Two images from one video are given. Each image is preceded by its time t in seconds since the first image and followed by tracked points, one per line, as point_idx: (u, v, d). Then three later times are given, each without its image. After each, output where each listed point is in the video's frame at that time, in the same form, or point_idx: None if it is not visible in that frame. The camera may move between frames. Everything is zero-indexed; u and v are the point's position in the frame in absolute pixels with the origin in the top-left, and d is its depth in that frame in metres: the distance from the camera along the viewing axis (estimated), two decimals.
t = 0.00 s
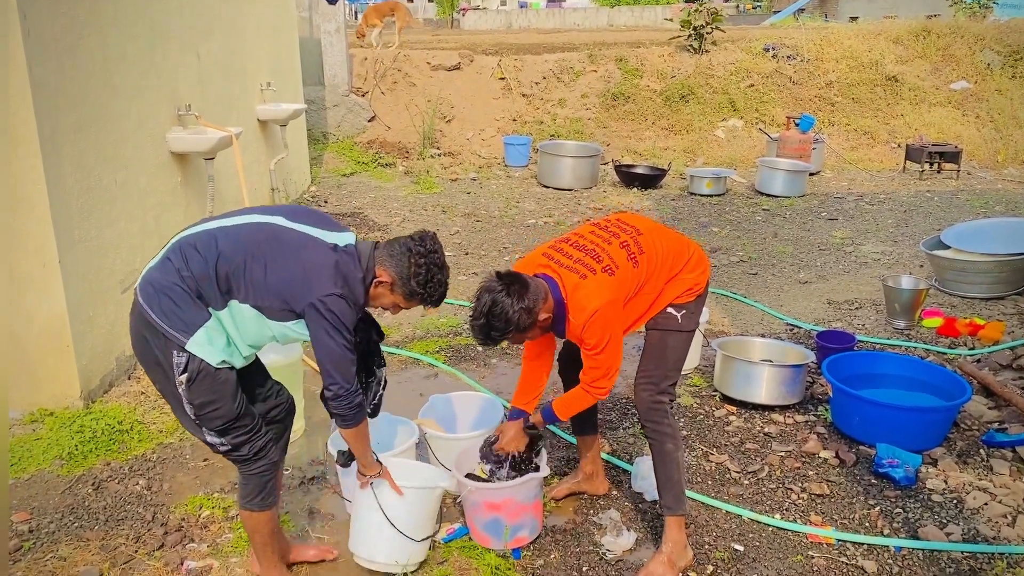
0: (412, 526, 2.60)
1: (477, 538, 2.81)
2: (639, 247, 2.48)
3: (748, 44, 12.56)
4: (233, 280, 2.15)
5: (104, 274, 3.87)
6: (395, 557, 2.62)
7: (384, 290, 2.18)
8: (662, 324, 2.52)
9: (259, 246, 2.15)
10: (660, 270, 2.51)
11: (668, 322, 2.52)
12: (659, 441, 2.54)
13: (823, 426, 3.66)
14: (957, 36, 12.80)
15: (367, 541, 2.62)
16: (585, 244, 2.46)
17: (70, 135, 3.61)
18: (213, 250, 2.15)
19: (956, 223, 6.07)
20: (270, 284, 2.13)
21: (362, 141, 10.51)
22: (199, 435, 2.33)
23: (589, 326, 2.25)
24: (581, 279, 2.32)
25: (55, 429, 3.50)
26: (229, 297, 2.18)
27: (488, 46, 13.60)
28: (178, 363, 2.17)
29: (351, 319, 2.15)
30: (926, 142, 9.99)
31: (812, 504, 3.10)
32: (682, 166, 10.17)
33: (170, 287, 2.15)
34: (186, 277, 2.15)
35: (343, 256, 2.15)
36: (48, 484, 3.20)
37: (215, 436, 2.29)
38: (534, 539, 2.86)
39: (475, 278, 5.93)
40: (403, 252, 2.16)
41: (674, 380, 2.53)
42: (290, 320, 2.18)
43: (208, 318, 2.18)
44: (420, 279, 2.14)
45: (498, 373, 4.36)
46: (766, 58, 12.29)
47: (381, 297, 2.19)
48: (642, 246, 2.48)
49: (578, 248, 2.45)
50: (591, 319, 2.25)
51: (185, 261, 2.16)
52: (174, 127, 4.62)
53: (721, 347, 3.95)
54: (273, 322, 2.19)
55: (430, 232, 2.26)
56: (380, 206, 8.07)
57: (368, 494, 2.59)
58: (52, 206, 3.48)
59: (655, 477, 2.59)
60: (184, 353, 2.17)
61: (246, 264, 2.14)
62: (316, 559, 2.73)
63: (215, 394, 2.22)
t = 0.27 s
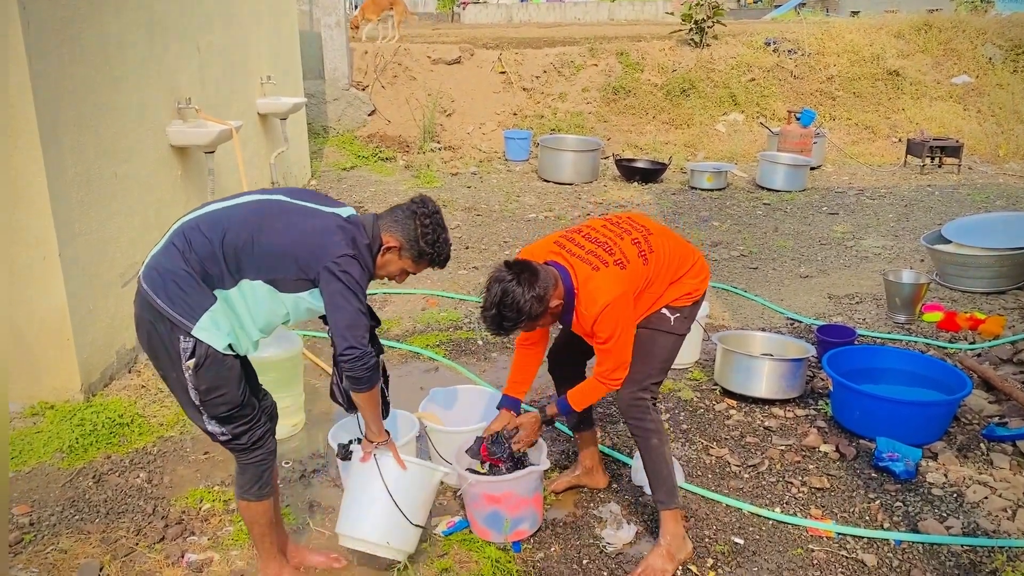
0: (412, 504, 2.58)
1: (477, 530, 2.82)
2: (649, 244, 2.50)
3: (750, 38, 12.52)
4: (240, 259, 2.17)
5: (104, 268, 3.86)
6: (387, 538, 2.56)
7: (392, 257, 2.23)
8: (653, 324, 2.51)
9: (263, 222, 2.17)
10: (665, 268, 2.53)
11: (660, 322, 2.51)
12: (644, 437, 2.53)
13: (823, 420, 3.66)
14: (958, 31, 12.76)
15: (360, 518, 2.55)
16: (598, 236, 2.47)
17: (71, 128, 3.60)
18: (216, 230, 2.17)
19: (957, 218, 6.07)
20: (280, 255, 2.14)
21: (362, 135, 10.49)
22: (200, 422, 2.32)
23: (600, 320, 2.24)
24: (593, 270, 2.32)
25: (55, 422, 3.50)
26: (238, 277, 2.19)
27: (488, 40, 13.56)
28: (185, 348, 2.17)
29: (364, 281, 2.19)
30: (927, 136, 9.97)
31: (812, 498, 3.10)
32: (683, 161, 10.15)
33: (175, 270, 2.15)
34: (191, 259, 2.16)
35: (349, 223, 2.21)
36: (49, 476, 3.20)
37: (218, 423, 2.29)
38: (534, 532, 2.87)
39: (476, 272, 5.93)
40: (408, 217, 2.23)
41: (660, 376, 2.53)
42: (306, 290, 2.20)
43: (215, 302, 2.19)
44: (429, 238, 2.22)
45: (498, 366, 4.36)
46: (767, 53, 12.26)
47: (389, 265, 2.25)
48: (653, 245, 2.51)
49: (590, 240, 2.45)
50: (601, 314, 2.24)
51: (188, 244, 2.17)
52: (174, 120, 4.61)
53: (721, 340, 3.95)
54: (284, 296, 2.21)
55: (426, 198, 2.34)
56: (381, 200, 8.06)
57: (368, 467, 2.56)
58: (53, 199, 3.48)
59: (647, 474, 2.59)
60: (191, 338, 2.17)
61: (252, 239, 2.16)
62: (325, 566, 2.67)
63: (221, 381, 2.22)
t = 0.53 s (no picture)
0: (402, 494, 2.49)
1: (478, 524, 2.82)
2: (667, 257, 2.52)
3: (751, 32, 12.49)
4: (246, 242, 2.17)
5: (105, 261, 3.86)
6: (398, 526, 2.40)
7: (396, 230, 2.30)
8: (655, 325, 2.51)
9: (268, 203, 2.18)
10: (680, 279, 2.56)
11: (661, 325, 2.51)
12: (638, 434, 2.53)
13: (823, 414, 3.66)
14: (960, 25, 12.72)
15: (365, 508, 2.38)
16: (621, 245, 2.47)
17: (71, 121, 3.60)
18: (220, 213, 2.17)
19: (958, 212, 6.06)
20: (286, 233, 2.15)
21: (363, 130, 10.47)
22: (202, 408, 2.31)
23: (624, 335, 2.27)
24: (621, 282, 2.33)
25: (56, 416, 3.51)
26: (246, 260, 2.19)
27: (489, 34, 13.52)
28: (192, 333, 2.17)
29: (371, 252, 2.22)
30: (928, 131, 9.95)
31: (812, 492, 3.11)
32: (684, 155, 10.14)
33: (180, 255, 2.15)
34: (196, 243, 2.15)
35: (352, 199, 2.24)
36: (50, 470, 3.21)
37: (222, 408, 2.28)
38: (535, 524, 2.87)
39: (476, 266, 5.93)
40: (408, 190, 2.30)
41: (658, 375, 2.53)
42: (315, 267, 2.20)
43: (220, 286, 2.18)
44: (430, 208, 2.31)
45: (499, 361, 4.37)
46: (768, 47, 12.22)
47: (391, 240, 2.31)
48: (670, 257, 2.53)
49: (613, 248, 2.46)
50: (629, 327, 2.27)
51: (193, 228, 2.17)
52: (174, 114, 4.60)
53: (722, 335, 3.95)
54: (293, 276, 2.22)
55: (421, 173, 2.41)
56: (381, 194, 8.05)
57: (359, 457, 2.45)
58: (53, 192, 3.47)
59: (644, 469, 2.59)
60: (197, 322, 2.16)
61: (257, 220, 2.16)
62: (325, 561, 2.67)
63: (226, 365, 2.23)
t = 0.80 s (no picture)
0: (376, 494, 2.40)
1: (478, 518, 2.83)
2: (679, 255, 2.53)
3: (752, 27, 12.45)
4: (246, 230, 2.17)
5: (105, 256, 3.86)
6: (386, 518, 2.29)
7: (397, 228, 2.29)
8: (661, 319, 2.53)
9: (269, 193, 2.18)
10: (691, 275, 2.57)
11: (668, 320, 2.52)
12: (643, 426, 2.54)
13: (823, 409, 3.66)
14: (961, 20, 12.69)
15: (348, 504, 2.26)
16: (635, 245, 2.46)
17: (71, 116, 3.59)
18: (221, 202, 2.18)
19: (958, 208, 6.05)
20: (285, 225, 2.16)
21: (363, 124, 10.46)
22: (201, 396, 2.32)
23: (646, 337, 2.29)
24: (642, 285, 2.32)
25: (56, 410, 3.51)
26: (246, 247, 2.19)
27: (489, 29, 13.49)
28: (191, 319, 2.18)
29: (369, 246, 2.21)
30: (929, 126, 9.94)
31: (811, 486, 3.11)
32: (684, 151, 10.13)
33: (180, 242, 2.16)
34: (197, 231, 2.16)
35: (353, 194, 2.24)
36: (51, 464, 3.21)
37: (220, 395, 2.30)
38: (534, 518, 2.88)
39: (477, 261, 5.93)
40: (409, 189, 2.29)
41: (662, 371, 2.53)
42: (314, 258, 2.21)
43: (219, 273, 2.19)
44: (430, 208, 2.30)
45: (499, 355, 4.37)
46: (768, 42, 12.20)
47: (392, 238, 2.31)
48: (681, 255, 2.54)
49: (628, 249, 2.44)
50: (650, 330, 2.29)
51: (194, 216, 2.18)
52: (174, 108, 4.59)
53: (722, 330, 3.95)
54: (292, 262, 2.22)
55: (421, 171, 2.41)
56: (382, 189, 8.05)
57: (332, 461, 2.34)
58: (53, 186, 3.47)
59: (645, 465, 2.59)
60: (196, 309, 2.17)
61: (257, 210, 2.16)
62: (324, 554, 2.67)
63: (225, 352, 2.24)
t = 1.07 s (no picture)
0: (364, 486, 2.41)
1: (478, 513, 2.83)
2: (681, 252, 2.53)
3: (753, 23, 12.42)
4: (241, 225, 2.17)
5: (106, 250, 3.86)
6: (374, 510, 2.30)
7: (395, 225, 2.28)
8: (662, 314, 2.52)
9: (266, 188, 2.18)
10: (691, 270, 2.57)
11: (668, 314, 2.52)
12: (643, 423, 2.54)
13: (823, 405, 3.67)
14: (962, 16, 12.66)
15: (335, 496, 2.27)
16: (637, 241, 2.46)
17: (71, 110, 3.59)
18: (219, 196, 2.18)
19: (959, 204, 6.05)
20: (280, 219, 2.15)
21: (364, 119, 10.44)
22: (188, 389, 2.33)
23: (646, 333, 2.29)
24: (643, 281, 2.32)
25: (57, 405, 3.51)
26: (241, 242, 2.18)
27: (489, 24, 13.46)
28: (183, 312, 2.20)
29: (363, 242, 2.20)
30: (930, 122, 9.92)
31: (811, 482, 3.11)
32: (685, 146, 10.12)
33: (176, 235, 2.17)
34: (193, 224, 2.17)
35: (350, 190, 2.23)
36: (51, 458, 3.22)
37: (208, 388, 2.31)
38: (535, 513, 2.88)
39: (477, 257, 5.92)
40: (408, 186, 2.29)
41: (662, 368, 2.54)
42: (307, 255, 2.20)
43: (213, 267, 2.19)
44: (429, 207, 2.30)
45: (499, 351, 4.37)
46: (769, 38, 12.17)
47: (389, 234, 2.30)
48: (682, 249, 2.54)
49: (630, 245, 2.44)
50: (650, 326, 2.29)
51: (191, 209, 2.18)
52: (174, 103, 4.58)
53: (722, 325, 3.95)
54: (286, 260, 2.21)
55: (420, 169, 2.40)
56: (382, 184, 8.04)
57: (321, 454, 2.35)
58: (53, 180, 3.47)
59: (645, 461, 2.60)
60: (188, 302, 2.19)
61: (253, 204, 2.16)
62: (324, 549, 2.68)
63: (213, 347, 2.25)
